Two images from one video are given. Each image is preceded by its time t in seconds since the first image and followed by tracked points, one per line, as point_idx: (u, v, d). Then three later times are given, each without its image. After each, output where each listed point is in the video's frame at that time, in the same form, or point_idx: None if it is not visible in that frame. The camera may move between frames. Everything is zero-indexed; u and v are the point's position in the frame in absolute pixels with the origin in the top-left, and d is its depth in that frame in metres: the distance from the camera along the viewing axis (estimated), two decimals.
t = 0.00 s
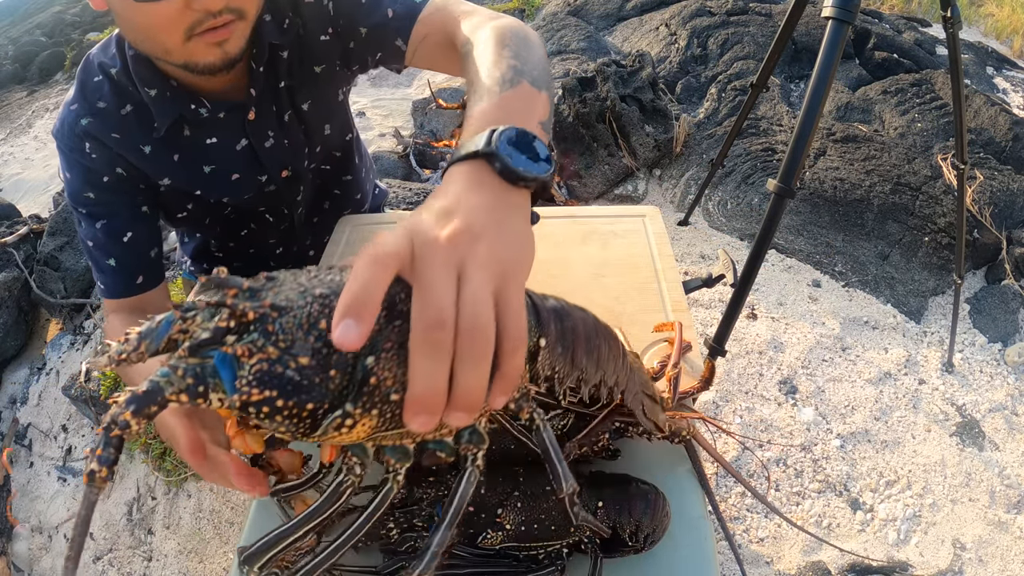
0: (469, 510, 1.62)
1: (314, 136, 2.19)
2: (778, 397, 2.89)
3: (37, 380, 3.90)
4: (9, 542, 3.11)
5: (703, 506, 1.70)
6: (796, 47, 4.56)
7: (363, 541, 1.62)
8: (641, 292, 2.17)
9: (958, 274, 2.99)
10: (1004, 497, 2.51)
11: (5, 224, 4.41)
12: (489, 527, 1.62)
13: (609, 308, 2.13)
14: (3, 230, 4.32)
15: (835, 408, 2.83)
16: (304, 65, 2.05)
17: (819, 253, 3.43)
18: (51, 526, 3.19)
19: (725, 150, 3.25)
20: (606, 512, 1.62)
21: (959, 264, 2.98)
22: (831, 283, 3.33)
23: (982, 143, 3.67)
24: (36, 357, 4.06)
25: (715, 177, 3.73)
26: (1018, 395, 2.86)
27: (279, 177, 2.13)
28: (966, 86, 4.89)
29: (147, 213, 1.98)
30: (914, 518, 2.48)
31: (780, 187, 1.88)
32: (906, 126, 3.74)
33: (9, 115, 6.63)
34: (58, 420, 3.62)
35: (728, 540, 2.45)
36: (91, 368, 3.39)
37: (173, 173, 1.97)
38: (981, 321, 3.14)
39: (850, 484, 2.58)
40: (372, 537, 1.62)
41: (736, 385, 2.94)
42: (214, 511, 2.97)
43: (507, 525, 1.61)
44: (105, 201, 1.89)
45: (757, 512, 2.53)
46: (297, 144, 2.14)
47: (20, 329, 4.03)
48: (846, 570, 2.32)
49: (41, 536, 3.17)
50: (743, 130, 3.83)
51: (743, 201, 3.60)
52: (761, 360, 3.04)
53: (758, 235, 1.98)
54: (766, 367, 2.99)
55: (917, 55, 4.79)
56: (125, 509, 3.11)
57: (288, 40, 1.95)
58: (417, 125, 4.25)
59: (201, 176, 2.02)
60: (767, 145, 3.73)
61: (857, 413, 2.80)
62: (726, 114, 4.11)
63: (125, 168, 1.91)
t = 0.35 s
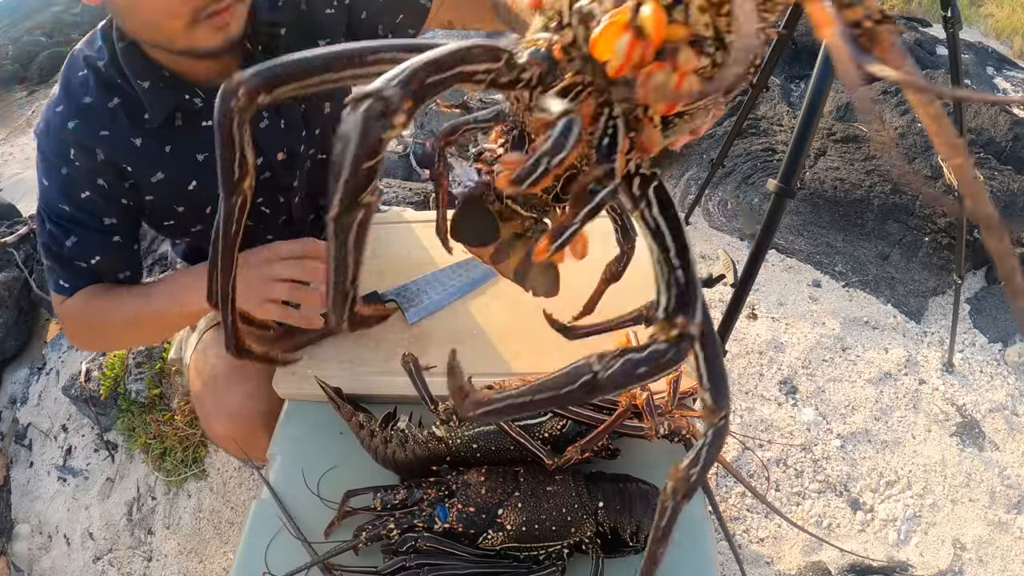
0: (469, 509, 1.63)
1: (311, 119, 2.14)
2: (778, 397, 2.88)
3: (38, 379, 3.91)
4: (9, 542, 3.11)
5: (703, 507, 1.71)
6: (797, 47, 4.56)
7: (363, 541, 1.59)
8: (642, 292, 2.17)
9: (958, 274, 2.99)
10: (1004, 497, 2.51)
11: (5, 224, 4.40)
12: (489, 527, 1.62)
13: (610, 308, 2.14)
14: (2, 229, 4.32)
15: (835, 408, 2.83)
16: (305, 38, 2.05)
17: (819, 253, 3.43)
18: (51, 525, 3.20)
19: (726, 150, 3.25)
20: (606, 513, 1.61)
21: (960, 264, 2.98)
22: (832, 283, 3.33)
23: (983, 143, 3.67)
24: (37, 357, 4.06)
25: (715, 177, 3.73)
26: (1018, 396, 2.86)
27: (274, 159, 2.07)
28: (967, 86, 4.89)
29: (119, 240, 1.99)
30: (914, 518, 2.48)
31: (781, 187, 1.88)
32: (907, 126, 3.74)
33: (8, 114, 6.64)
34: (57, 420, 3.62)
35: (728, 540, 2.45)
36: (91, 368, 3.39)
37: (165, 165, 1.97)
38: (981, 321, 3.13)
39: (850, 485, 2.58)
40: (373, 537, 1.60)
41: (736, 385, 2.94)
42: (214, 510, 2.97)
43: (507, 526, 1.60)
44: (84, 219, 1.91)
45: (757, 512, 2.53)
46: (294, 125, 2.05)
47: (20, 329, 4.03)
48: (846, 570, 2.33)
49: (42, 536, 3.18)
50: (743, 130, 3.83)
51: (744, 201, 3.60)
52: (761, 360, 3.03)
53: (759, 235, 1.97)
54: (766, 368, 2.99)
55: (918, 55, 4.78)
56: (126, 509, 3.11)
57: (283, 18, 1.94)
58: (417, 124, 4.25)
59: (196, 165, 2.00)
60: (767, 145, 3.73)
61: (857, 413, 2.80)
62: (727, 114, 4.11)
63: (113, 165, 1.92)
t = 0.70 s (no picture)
0: (469, 509, 1.63)
1: None
2: (778, 397, 2.89)
3: (38, 379, 3.91)
4: (9, 542, 3.12)
5: (703, 507, 1.70)
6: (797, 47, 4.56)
7: (363, 541, 1.60)
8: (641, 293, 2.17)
9: (958, 274, 3.00)
10: (1004, 497, 2.51)
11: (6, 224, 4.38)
12: (489, 527, 1.62)
13: (609, 309, 2.14)
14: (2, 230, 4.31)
15: (834, 408, 2.83)
16: None
17: (819, 253, 3.43)
18: (51, 526, 3.20)
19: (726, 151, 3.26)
20: (606, 513, 1.60)
21: (959, 264, 2.98)
22: (831, 283, 3.34)
23: (982, 144, 3.68)
24: (37, 357, 4.07)
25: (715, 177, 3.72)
26: (1018, 395, 2.85)
27: (237, 21, 2.17)
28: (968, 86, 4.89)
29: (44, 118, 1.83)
30: (914, 518, 2.48)
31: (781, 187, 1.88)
32: (906, 126, 3.74)
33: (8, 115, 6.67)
34: (57, 420, 3.62)
35: (728, 540, 2.46)
36: (91, 368, 3.39)
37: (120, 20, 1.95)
38: (981, 321, 3.14)
39: (850, 485, 2.58)
40: (373, 537, 1.61)
41: (736, 385, 2.94)
42: (214, 511, 2.96)
43: (507, 527, 1.60)
44: (4, 94, 1.73)
45: (757, 512, 2.53)
46: None
47: (21, 329, 4.02)
48: (845, 570, 2.34)
49: (41, 536, 3.18)
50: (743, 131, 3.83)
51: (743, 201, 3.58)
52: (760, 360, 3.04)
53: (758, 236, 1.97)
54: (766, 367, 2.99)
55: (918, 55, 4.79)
56: (126, 509, 3.11)
57: None
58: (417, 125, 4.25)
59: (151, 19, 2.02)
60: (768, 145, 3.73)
61: (857, 413, 2.80)
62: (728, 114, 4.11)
63: (51, 20, 1.81)
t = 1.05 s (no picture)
0: (469, 510, 1.63)
1: None
2: (778, 397, 2.89)
3: (37, 379, 3.91)
4: (9, 542, 3.12)
5: (703, 507, 1.70)
6: (797, 47, 4.56)
7: (363, 541, 1.60)
8: (641, 293, 2.17)
9: (958, 274, 2.99)
10: (1004, 497, 2.51)
11: (5, 224, 4.38)
12: (489, 527, 1.62)
13: (609, 309, 2.14)
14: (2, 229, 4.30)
15: (835, 408, 2.83)
16: None
17: (820, 253, 3.42)
18: (51, 526, 3.20)
19: (726, 151, 3.27)
20: (606, 513, 1.60)
21: (959, 264, 2.98)
22: (831, 283, 3.31)
23: (982, 144, 3.68)
24: (37, 357, 4.07)
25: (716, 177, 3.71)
26: (1018, 396, 2.85)
27: None
28: (968, 86, 4.89)
29: None
30: (914, 518, 2.48)
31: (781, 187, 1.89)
32: (906, 126, 3.74)
33: (9, 115, 6.73)
34: (58, 420, 3.62)
35: (728, 540, 2.46)
36: (91, 368, 3.39)
37: None
38: (981, 321, 3.14)
39: (850, 485, 2.58)
40: (373, 537, 1.61)
41: (736, 385, 2.95)
42: (213, 511, 2.96)
43: (508, 527, 1.61)
44: None
45: (757, 512, 2.53)
46: None
47: (20, 329, 4.02)
48: (846, 570, 2.33)
49: (41, 536, 3.19)
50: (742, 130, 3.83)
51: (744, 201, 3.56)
52: (761, 360, 3.04)
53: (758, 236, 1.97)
54: (766, 367, 2.99)
55: (918, 55, 4.78)
56: (126, 509, 3.11)
57: None
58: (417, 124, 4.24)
59: None
60: (767, 145, 3.72)
61: (857, 413, 2.80)
62: (727, 114, 4.11)
63: None
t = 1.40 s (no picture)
0: (469, 510, 1.63)
1: None
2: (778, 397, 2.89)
3: (37, 379, 3.91)
4: (9, 542, 3.13)
5: (703, 507, 1.70)
6: (797, 47, 4.56)
7: (363, 541, 1.60)
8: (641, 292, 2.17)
9: (958, 274, 3.00)
10: (1004, 497, 2.51)
11: (6, 224, 4.38)
12: (489, 527, 1.61)
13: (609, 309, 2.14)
14: (2, 229, 4.30)
15: (835, 408, 2.83)
16: None
17: (820, 253, 3.42)
18: (50, 526, 3.20)
19: (726, 150, 3.26)
20: (606, 513, 1.60)
21: (960, 264, 2.98)
22: (831, 283, 3.32)
23: (982, 144, 3.68)
24: (36, 357, 4.07)
25: (715, 177, 3.71)
26: (1019, 396, 2.85)
27: None
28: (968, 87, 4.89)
29: None
30: (914, 518, 2.48)
31: (781, 187, 1.89)
32: (906, 126, 3.74)
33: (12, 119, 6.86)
34: (57, 420, 3.62)
35: (728, 540, 2.46)
36: (91, 368, 3.40)
37: None
38: (981, 321, 3.14)
39: (850, 485, 2.58)
40: (373, 537, 1.60)
41: (736, 385, 2.95)
42: (213, 511, 2.96)
43: (508, 527, 1.60)
44: None
45: (757, 513, 2.53)
46: None
47: (20, 329, 4.03)
48: (846, 570, 2.33)
49: (41, 536, 3.19)
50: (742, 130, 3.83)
51: (743, 201, 3.56)
52: (761, 360, 3.04)
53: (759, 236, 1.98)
54: (766, 367, 3.00)
55: (918, 55, 4.78)
56: (126, 509, 3.11)
57: None
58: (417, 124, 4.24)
59: None
60: (767, 145, 3.72)
61: (857, 413, 2.80)
62: (727, 114, 4.11)
63: None
